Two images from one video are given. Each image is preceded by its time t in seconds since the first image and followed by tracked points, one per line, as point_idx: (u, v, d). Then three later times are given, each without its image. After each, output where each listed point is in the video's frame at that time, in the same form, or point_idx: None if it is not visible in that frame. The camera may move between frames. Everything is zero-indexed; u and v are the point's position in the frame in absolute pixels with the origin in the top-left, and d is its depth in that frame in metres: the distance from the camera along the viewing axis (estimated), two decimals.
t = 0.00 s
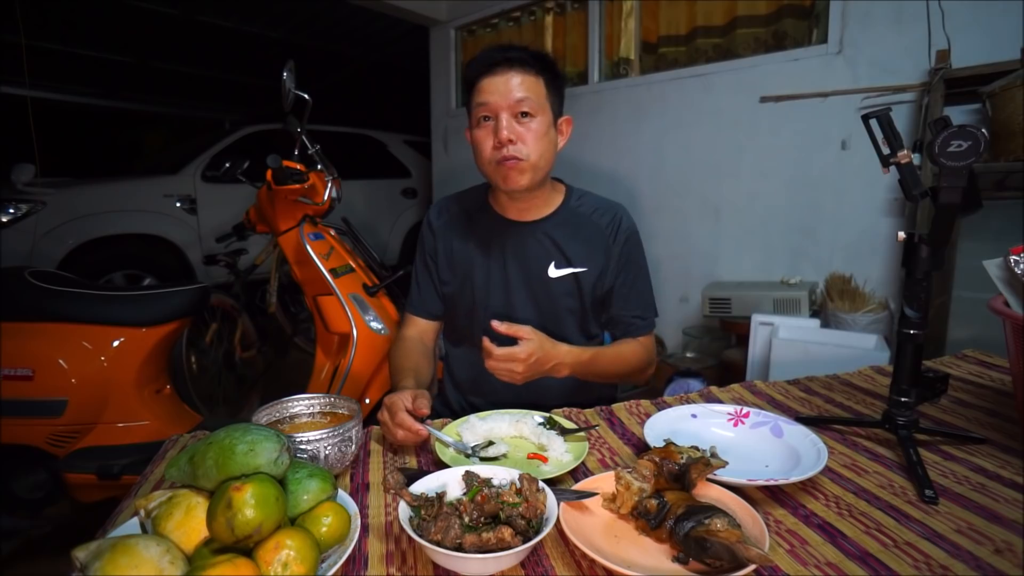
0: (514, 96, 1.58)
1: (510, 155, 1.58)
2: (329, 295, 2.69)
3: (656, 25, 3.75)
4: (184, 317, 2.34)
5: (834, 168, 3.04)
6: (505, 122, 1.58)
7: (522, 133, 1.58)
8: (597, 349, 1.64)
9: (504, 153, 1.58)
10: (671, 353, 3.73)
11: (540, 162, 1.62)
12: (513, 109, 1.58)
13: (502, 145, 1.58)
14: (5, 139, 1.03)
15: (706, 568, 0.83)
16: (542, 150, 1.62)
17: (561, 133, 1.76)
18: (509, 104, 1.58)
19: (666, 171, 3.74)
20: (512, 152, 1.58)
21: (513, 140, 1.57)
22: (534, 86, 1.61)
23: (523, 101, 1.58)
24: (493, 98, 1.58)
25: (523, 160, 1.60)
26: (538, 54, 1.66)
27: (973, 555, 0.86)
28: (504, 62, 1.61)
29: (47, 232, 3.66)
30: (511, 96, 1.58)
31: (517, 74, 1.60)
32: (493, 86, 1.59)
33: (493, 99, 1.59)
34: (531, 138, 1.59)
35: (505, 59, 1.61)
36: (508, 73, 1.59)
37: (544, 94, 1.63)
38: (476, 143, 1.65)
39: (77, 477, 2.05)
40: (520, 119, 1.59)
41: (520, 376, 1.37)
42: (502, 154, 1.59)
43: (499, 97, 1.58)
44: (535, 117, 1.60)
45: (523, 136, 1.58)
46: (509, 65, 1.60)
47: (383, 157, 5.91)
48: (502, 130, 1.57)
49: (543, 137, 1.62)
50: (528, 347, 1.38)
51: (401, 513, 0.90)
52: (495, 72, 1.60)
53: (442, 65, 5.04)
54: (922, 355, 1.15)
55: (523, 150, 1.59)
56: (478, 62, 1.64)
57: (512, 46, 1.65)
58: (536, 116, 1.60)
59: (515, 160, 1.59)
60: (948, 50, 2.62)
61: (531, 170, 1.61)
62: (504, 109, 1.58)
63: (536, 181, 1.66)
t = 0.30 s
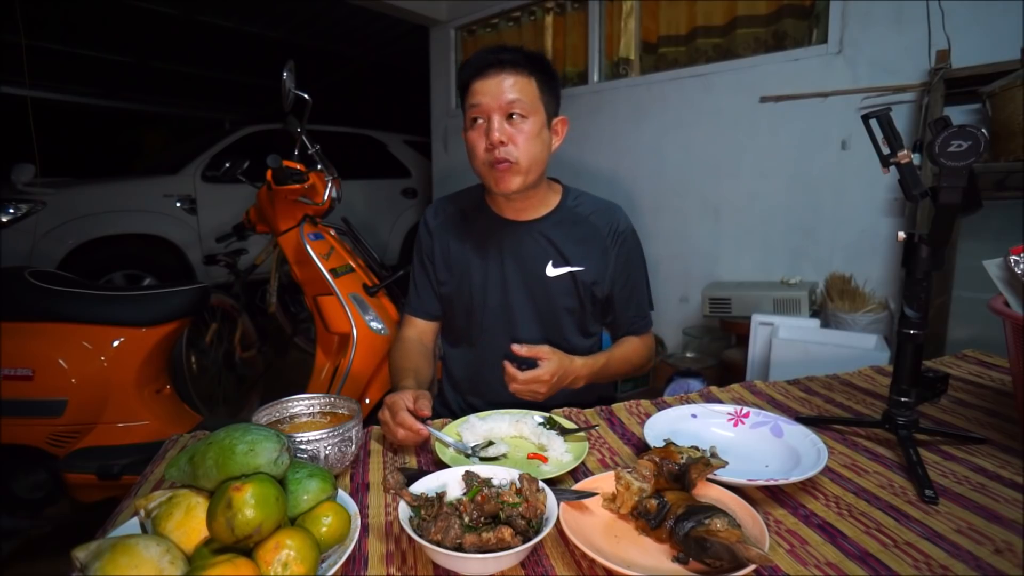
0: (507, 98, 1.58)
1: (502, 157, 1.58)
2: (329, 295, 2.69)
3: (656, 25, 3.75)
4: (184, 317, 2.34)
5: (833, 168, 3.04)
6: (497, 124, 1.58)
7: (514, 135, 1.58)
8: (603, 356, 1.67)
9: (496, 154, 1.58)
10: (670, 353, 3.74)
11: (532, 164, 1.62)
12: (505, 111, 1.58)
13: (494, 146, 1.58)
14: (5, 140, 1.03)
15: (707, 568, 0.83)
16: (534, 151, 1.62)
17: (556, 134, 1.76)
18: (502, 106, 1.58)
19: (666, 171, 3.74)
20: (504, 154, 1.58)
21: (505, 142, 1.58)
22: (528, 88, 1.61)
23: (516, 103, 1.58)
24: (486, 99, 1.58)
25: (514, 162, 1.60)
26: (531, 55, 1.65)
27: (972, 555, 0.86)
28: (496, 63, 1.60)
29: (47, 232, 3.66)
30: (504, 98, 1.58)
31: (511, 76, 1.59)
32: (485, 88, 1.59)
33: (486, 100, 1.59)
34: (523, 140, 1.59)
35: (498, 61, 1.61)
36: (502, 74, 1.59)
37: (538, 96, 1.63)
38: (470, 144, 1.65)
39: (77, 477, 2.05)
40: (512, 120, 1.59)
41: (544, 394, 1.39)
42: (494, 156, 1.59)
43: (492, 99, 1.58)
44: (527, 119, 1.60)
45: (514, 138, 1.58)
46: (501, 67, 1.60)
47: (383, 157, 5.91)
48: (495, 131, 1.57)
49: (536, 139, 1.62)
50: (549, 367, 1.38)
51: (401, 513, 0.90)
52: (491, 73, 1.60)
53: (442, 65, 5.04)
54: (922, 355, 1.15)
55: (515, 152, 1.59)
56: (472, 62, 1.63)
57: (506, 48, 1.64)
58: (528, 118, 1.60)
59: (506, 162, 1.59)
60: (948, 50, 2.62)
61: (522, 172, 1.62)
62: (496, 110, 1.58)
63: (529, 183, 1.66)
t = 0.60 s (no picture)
0: (502, 100, 1.58)
1: (496, 160, 1.58)
2: (329, 295, 2.69)
3: (656, 25, 3.75)
4: (183, 317, 2.35)
5: (833, 168, 3.04)
6: (492, 126, 1.58)
7: (508, 138, 1.58)
8: (601, 351, 1.67)
9: (490, 157, 1.58)
10: (670, 353, 3.74)
11: (525, 167, 1.62)
12: (500, 113, 1.58)
13: (489, 149, 1.58)
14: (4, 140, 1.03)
15: (706, 568, 0.83)
16: (529, 153, 1.62)
17: (553, 136, 1.76)
18: (497, 109, 1.58)
19: (666, 171, 3.74)
20: (497, 157, 1.58)
21: (500, 144, 1.57)
22: (524, 90, 1.61)
23: (512, 105, 1.58)
24: (482, 102, 1.59)
25: (509, 166, 1.60)
26: (528, 56, 1.65)
27: (972, 555, 0.86)
28: (491, 66, 1.60)
29: (47, 232, 3.67)
30: (499, 100, 1.58)
31: (508, 78, 1.60)
32: (481, 90, 1.59)
33: (481, 103, 1.59)
34: (518, 143, 1.59)
35: (493, 64, 1.61)
36: (499, 77, 1.60)
37: (534, 98, 1.63)
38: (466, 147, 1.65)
39: (77, 477, 2.05)
40: (507, 122, 1.59)
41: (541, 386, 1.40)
42: (487, 159, 1.59)
43: (488, 101, 1.58)
44: (522, 121, 1.59)
45: (509, 141, 1.58)
46: (496, 70, 1.60)
47: (383, 157, 5.91)
48: (489, 134, 1.57)
49: (531, 141, 1.62)
50: (547, 357, 1.40)
51: (401, 513, 0.90)
52: (487, 76, 1.60)
53: (442, 65, 5.04)
54: (922, 356, 1.15)
55: (508, 155, 1.58)
56: (469, 65, 1.64)
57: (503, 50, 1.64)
58: (523, 120, 1.60)
59: (500, 165, 1.59)
60: (949, 50, 2.61)
61: (516, 175, 1.62)
62: (491, 112, 1.59)
63: (524, 185, 1.66)
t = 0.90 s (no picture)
0: (502, 105, 1.58)
1: (495, 164, 1.58)
2: (329, 295, 2.69)
3: (656, 25, 3.76)
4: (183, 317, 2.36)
5: (833, 168, 3.04)
6: (492, 131, 1.58)
7: (509, 142, 1.58)
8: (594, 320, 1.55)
9: (490, 160, 1.59)
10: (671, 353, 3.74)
11: (526, 170, 1.61)
12: (500, 118, 1.58)
13: (489, 153, 1.58)
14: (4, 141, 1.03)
15: (706, 568, 0.83)
16: (530, 157, 1.62)
17: (554, 139, 1.76)
18: (498, 114, 1.58)
19: (666, 171, 3.74)
20: (497, 160, 1.58)
21: (500, 148, 1.57)
22: (525, 95, 1.60)
23: (512, 109, 1.58)
24: (482, 106, 1.59)
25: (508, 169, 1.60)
26: (529, 60, 1.64)
27: (972, 554, 0.86)
28: (491, 71, 1.61)
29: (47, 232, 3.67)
30: (499, 105, 1.58)
31: (508, 83, 1.60)
32: (481, 95, 1.59)
33: (482, 107, 1.59)
34: (518, 147, 1.59)
35: (491, 68, 1.61)
36: (500, 81, 1.60)
37: (535, 102, 1.63)
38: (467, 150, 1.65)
39: (77, 477, 2.05)
40: (508, 127, 1.58)
41: (505, 297, 1.24)
42: (487, 163, 1.59)
43: (488, 106, 1.58)
44: (523, 125, 1.59)
45: (509, 144, 1.58)
46: (496, 75, 1.60)
47: (383, 157, 5.91)
48: (490, 138, 1.57)
49: (532, 145, 1.61)
50: (520, 264, 1.22)
51: (401, 513, 0.90)
52: (488, 80, 1.60)
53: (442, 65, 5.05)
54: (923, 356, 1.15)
55: (508, 159, 1.58)
56: (467, 69, 1.64)
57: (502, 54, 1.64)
58: (524, 124, 1.59)
59: (499, 168, 1.59)
60: (948, 50, 2.61)
61: (516, 178, 1.61)
62: (491, 117, 1.59)
63: (524, 187, 1.66)
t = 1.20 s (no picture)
0: (501, 117, 1.56)
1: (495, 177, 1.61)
2: (329, 295, 2.69)
3: (656, 25, 3.75)
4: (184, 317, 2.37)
5: (833, 168, 3.04)
6: (492, 144, 1.58)
7: (508, 154, 1.60)
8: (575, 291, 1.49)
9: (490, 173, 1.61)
10: (671, 353, 3.74)
11: (525, 183, 1.65)
12: (499, 130, 1.57)
13: (488, 165, 1.60)
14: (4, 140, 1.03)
15: (706, 568, 0.83)
16: (529, 169, 1.64)
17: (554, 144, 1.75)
18: (497, 127, 1.57)
19: (667, 171, 3.74)
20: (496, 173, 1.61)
21: (500, 161, 1.59)
22: (524, 105, 1.59)
23: (511, 121, 1.56)
24: (481, 118, 1.57)
25: (507, 180, 1.63)
26: (528, 67, 1.62)
27: (972, 555, 0.86)
28: (489, 81, 1.58)
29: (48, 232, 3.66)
30: (498, 117, 1.56)
31: (507, 92, 1.58)
32: (480, 106, 1.58)
33: (481, 119, 1.58)
34: (517, 159, 1.61)
35: (490, 79, 1.59)
36: (498, 91, 1.57)
37: (535, 112, 1.61)
38: (467, 159, 1.66)
39: (77, 477, 2.05)
40: (507, 139, 1.59)
41: (483, 234, 1.35)
42: (487, 176, 1.61)
43: (488, 118, 1.57)
44: (522, 137, 1.59)
45: (508, 157, 1.60)
46: (495, 85, 1.58)
47: (383, 157, 5.91)
48: (489, 151, 1.58)
49: (531, 156, 1.62)
50: (505, 209, 1.31)
51: (401, 513, 0.90)
52: (486, 89, 1.58)
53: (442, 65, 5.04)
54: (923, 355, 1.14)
55: (507, 172, 1.61)
56: (466, 76, 1.62)
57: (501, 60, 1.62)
58: (523, 136, 1.59)
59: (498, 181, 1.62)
60: (948, 50, 2.61)
61: (515, 188, 1.65)
62: (490, 129, 1.58)
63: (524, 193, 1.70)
